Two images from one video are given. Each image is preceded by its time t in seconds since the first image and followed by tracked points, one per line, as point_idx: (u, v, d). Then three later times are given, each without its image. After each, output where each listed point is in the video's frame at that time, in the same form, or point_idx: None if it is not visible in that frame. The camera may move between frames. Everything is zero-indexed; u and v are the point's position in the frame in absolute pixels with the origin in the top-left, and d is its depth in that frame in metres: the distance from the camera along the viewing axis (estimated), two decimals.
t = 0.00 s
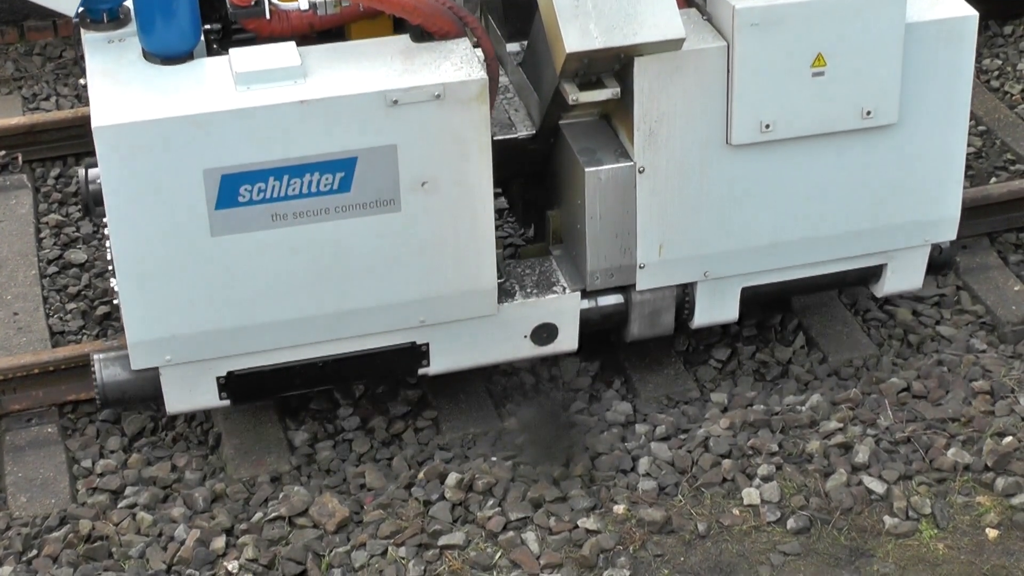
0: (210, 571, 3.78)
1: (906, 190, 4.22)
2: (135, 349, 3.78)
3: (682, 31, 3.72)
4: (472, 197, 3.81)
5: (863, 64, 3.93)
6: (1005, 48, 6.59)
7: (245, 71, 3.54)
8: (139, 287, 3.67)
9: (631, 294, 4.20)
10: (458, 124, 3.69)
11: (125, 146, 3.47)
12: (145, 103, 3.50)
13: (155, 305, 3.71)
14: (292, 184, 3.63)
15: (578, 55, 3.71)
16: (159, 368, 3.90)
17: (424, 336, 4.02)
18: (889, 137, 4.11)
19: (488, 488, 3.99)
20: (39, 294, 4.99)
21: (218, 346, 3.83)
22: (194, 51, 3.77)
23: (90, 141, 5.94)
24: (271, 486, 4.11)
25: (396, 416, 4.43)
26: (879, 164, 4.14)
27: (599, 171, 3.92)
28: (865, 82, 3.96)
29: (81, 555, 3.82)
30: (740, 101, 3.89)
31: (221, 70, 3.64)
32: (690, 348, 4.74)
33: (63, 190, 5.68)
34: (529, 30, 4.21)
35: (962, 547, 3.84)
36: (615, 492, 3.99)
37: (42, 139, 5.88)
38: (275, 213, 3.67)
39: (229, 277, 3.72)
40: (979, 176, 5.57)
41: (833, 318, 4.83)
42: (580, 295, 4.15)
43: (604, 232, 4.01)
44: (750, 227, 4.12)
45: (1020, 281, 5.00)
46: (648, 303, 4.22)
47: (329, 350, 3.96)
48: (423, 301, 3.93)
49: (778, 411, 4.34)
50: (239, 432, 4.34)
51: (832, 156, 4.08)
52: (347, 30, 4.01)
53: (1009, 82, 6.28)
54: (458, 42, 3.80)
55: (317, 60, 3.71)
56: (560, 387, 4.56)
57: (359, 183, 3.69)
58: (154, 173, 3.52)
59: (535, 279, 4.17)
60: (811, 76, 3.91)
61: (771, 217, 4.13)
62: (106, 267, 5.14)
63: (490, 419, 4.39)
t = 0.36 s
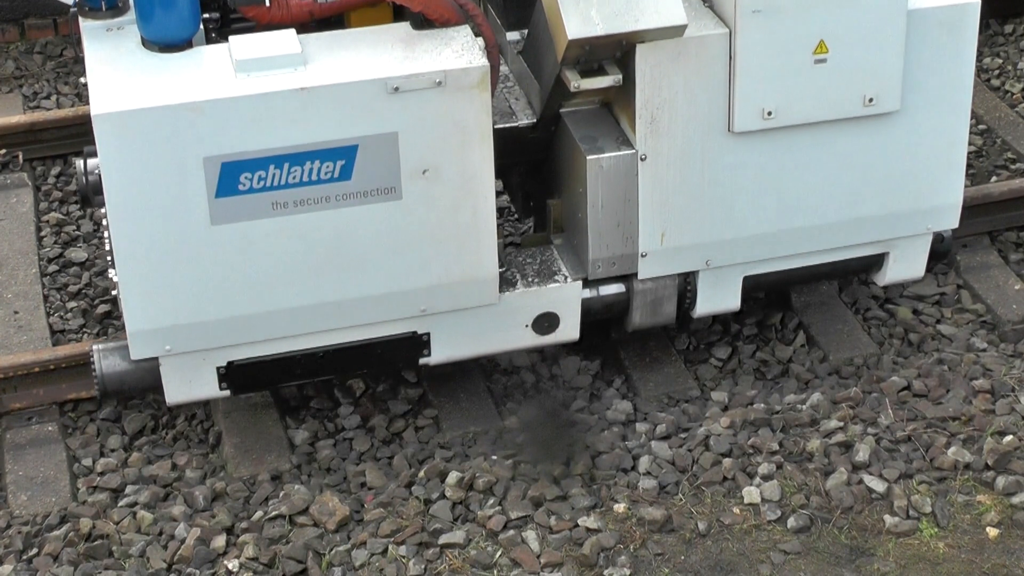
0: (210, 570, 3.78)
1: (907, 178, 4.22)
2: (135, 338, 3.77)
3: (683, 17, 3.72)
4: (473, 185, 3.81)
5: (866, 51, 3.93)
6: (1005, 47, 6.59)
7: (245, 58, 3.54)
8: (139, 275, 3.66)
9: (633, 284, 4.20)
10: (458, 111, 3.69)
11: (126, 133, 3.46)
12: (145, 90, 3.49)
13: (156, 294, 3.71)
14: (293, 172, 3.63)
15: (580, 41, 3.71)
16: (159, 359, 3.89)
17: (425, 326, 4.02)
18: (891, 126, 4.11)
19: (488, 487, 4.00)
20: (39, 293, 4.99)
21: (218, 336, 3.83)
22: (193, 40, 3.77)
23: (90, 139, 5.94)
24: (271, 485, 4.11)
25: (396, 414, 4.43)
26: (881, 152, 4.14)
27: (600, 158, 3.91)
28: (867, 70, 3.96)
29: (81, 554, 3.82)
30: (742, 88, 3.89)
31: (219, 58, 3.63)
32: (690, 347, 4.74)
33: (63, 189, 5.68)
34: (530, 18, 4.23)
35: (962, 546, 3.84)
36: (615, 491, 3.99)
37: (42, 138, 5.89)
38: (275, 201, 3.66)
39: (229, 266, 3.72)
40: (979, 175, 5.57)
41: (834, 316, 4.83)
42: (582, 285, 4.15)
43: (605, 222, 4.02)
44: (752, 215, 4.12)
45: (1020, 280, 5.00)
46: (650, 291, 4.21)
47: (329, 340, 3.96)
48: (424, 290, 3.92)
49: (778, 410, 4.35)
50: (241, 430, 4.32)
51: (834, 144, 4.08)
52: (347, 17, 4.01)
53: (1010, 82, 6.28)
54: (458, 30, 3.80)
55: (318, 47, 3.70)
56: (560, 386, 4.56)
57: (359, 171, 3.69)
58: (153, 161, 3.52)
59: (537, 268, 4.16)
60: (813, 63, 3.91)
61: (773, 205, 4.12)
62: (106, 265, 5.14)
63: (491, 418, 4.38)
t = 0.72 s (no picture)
0: (210, 569, 3.78)
1: (908, 167, 4.22)
2: (132, 327, 3.77)
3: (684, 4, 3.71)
4: (472, 173, 3.81)
5: (867, 39, 3.93)
6: (1005, 46, 6.59)
7: (244, 45, 3.53)
8: (137, 264, 3.66)
9: (634, 272, 4.19)
10: (458, 99, 3.69)
11: (122, 121, 3.45)
12: (143, 78, 3.49)
13: (154, 282, 3.70)
14: (292, 159, 3.63)
15: (581, 28, 3.71)
16: (157, 347, 3.89)
17: (424, 314, 4.03)
18: (892, 114, 4.11)
19: (488, 486, 4.00)
20: (39, 293, 4.98)
21: (217, 324, 3.83)
22: (192, 27, 3.78)
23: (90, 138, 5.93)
24: (271, 484, 4.11)
25: (396, 413, 4.43)
26: (881, 140, 4.14)
27: (601, 146, 3.90)
28: (868, 58, 3.96)
29: (81, 553, 3.82)
30: (743, 75, 3.88)
31: (218, 45, 3.63)
32: (689, 347, 4.73)
33: (63, 188, 5.68)
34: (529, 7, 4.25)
35: (962, 545, 3.84)
36: (615, 490, 3.99)
37: (43, 137, 5.88)
38: (273, 189, 3.66)
39: (229, 254, 3.72)
40: (979, 174, 5.57)
41: (833, 316, 4.82)
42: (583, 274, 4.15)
43: (606, 210, 4.01)
44: (752, 204, 4.12)
45: (1020, 279, 4.99)
46: (651, 280, 4.21)
47: (329, 328, 3.96)
48: (423, 278, 3.92)
49: (778, 409, 4.35)
50: (241, 430, 4.32)
51: (835, 132, 4.08)
52: (346, 5, 4.01)
53: (1009, 81, 6.28)
54: (458, 17, 3.80)
55: (317, 35, 3.70)
56: (560, 385, 4.56)
57: (359, 158, 3.68)
58: (152, 149, 3.51)
59: (537, 256, 4.16)
60: (815, 50, 3.91)
61: (774, 193, 4.12)
62: (106, 264, 5.14)
63: (491, 417, 4.37)
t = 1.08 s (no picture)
0: (210, 569, 3.78)
1: (908, 157, 4.22)
2: (130, 315, 3.77)
3: None
4: (472, 161, 3.81)
5: (867, 28, 3.93)
6: (1005, 46, 6.59)
7: (243, 33, 3.54)
8: (136, 252, 3.66)
9: (635, 261, 4.18)
10: (457, 86, 3.68)
11: (121, 109, 3.45)
12: (141, 65, 3.49)
13: (152, 270, 3.70)
14: (290, 147, 3.63)
15: (580, 16, 3.70)
16: (156, 336, 3.90)
17: (424, 303, 4.02)
18: (892, 102, 4.10)
19: (488, 486, 4.00)
20: (39, 293, 4.98)
21: (216, 313, 3.83)
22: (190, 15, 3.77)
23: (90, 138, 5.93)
24: (271, 484, 4.11)
25: (396, 413, 4.43)
26: (883, 129, 4.14)
27: (601, 135, 3.90)
28: (870, 47, 3.96)
29: (81, 553, 3.82)
30: (743, 63, 3.88)
31: (217, 32, 3.63)
32: (689, 347, 4.73)
33: (63, 188, 5.67)
34: None
35: (962, 545, 3.84)
36: (615, 491, 3.99)
37: (43, 138, 5.89)
38: (272, 177, 3.66)
39: (228, 243, 3.72)
40: (979, 174, 5.57)
41: (833, 317, 4.81)
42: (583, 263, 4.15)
43: (607, 200, 4.01)
44: (751, 193, 4.12)
45: (1020, 279, 4.99)
46: (651, 270, 4.20)
47: (329, 317, 3.96)
48: (423, 267, 3.92)
49: (778, 409, 4.35)
50: (241, 430, 4.32)
51: (835, 121, 4.08)
52: None
53: (1009, 81, 6.28)
54: (457, 5, 3.80)
55: (316, 23, 3.70)
56: (560, 385, 4.56)
57: (358, 146, 3.68)
58: (150, 138, 3.51)
59: (537, 246, 4.16)
60: (816, 38, 3.91)
61: (773, 182, 4.12)
62: (106, 264, 5.14)
63: (491, 417, 4.37)
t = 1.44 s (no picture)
0: (210, 570, 3.78)
1: (912, 146, 4.20)
2: (129, 304, 3.77)
3: None
4: (473, 150, 3.79)
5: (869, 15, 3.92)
6: (1005, 47, 6.59)
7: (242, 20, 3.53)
8: (135, 240, 3.67)
9: (636, 251, 4.17)
10: (458, 74, 3.67)
11: (120, 96, 3.45)
12: (141, 53, 3.49)
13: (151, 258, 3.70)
14: (290, 135, 3.62)
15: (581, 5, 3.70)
16: (156, 326, 3.89)
17: (424, 293, 4.01)
18: (894, 91, 4.09)
19: (488, 486, 4.00)
20: (39, 293, 4.98)
21: (216, 302, 3.83)
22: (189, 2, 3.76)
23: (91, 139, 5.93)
24: (271, 484, 4.11)
25: (396, 414, 4.42)
26: (885, 118, 4.12)
27: (601, 123, 3.89)
28: (872, 35, 3.94)
29: (81, 553, 3.82)
30: (744, 51, 3.87)
31: (216, 19, 3.62)
32: (689, 347, 4.72)
33: (63, 188, 5.67)
34: None
35: (962, 546, 3.84)
36: (615, 491, 3.99)
37: (43, 138, 5.89)
38: (271, 165, 3.66)
39: (228, 231, 3.71)
40: (979, 175, 5.57)
41: (833, 317, 4.80)
42: (585, 253, 4.15)
43: (608, 188, 3.99)
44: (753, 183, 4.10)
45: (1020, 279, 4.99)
46: (652, 259, 4.19)
47: (329, 306, 3.95)
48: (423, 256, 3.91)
49: (778, 410, 4.35)
50: (241, 430, 4.32)
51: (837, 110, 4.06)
52: None
53: (1009, 81, 6.28)
54: None
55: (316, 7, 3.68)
56: (560, 386, 4.56)
57: (358, 134, 3.67)
58: (150, 126, 3.51)
59: (538, 235, 4.16)
60: (817, 26, 3.90)
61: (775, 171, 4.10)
62: (106, 265, 5.14)
63: (491, 417, 4.36)
